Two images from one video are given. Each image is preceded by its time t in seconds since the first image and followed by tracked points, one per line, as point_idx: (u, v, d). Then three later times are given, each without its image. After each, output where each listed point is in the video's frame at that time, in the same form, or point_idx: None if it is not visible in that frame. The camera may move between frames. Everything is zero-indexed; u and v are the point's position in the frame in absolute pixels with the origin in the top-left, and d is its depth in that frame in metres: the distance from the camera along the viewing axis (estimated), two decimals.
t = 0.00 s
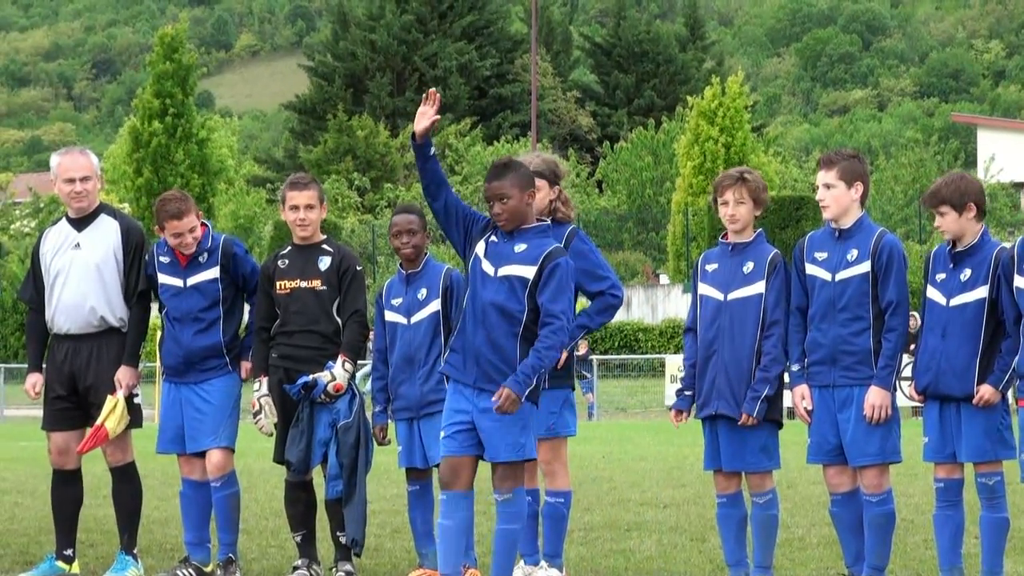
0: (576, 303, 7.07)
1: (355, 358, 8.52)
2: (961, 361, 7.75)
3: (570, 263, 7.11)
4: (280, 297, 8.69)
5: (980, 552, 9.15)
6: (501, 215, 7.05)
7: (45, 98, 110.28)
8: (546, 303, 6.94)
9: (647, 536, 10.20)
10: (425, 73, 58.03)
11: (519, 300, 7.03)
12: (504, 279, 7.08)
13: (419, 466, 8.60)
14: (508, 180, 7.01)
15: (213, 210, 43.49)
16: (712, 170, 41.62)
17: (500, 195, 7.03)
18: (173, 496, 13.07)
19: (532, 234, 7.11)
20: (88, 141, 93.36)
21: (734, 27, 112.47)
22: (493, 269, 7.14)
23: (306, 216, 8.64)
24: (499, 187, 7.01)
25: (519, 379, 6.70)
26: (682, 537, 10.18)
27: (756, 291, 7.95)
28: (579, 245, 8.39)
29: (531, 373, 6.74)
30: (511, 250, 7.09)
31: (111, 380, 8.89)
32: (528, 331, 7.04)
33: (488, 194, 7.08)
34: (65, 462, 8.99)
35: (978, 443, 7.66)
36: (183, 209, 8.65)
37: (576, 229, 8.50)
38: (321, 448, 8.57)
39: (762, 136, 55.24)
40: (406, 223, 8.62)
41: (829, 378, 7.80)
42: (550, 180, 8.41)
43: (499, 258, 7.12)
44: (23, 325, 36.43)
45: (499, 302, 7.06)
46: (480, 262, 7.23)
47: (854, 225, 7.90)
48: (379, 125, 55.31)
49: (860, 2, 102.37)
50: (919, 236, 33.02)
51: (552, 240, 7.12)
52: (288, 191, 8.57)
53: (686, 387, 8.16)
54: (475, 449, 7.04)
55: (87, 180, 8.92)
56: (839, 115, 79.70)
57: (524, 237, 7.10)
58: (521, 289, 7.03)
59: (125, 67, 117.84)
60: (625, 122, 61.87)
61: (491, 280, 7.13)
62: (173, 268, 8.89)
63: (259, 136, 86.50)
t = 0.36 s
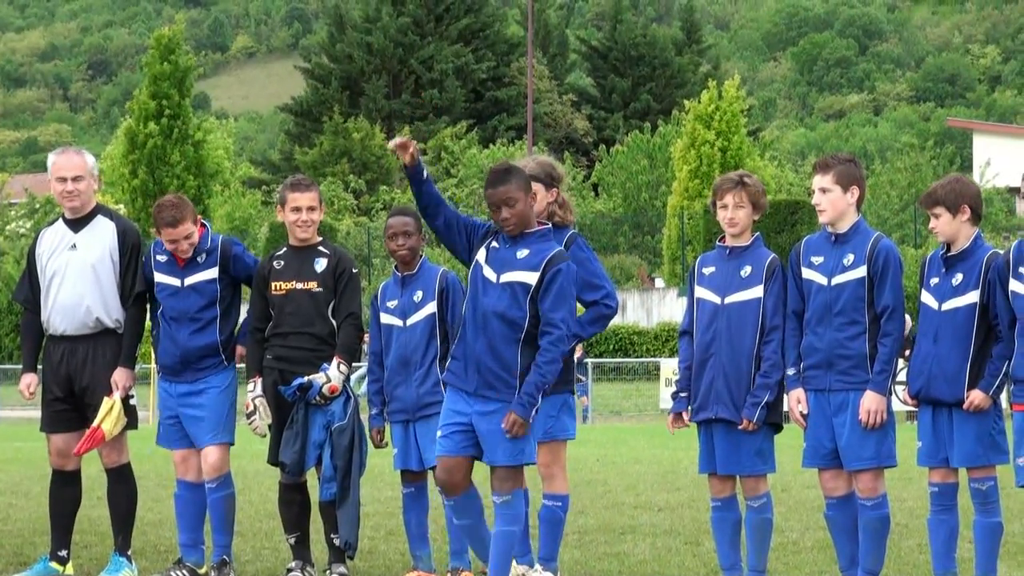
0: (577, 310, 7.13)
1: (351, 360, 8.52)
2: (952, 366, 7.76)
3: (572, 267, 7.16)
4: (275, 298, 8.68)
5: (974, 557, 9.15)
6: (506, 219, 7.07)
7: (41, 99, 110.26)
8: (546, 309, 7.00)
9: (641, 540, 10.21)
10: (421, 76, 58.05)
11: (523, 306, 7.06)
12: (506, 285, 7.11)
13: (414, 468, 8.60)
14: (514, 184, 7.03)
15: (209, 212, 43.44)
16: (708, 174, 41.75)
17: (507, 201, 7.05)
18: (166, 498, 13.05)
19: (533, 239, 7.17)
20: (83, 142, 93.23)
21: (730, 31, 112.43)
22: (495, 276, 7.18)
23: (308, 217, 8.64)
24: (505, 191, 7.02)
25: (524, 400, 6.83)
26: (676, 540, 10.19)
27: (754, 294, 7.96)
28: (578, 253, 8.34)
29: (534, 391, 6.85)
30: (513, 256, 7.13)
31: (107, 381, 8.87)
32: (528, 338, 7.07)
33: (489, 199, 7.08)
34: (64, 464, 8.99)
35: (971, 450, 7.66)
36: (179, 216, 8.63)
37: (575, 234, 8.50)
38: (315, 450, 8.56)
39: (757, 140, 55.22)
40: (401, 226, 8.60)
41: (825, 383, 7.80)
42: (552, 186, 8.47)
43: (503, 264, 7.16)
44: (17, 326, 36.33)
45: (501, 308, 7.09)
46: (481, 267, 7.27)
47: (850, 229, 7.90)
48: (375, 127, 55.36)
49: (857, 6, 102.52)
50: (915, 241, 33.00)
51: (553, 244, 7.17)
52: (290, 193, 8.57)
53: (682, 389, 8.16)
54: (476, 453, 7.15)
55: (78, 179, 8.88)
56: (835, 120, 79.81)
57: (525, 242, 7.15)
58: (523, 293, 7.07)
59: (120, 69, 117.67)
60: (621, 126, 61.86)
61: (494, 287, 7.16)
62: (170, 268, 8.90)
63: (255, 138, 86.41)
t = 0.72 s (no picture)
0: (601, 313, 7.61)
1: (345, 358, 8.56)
2: (944, 366, 7.77)
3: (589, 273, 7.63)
4: (270, 296, 8.68)
5: (967, 557, 9.17)
6: (527, 229, 7.45)
7: (36, 95, 110.03)
8: (579, 311, 7.44)
9: (635, 538, 10.21)
10: (417, 74, 57.97)
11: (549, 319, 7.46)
12: (532, 296, 7.50)
13: (409, 466, 8.61)
14: (533, 197, 7.39)
15: (204, 209, 43.41)
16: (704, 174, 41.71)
17: (530, 212, 7.41)
18: (161, 494, 13.04)
19: (546, 250, 7.59)
20: (78, 139, 93.07)
21: (726, 30, 112.45)
22: (518, 289, 7.54)
23: (305, 216, 8.65)
24: (529, 202, 7.38)
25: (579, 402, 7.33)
26: (670, 539, 10.21)
27: (751, 294, 7.98)
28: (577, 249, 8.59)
29: (586, 392, 7.34)
30: (533, 267, 7.53)
31: (101, 379, 8.88)
32: (559, 341, 7.49)
33: (510, 210, 7.44)
34: (58, 459, 8.96)
35: (963, 452, 7.68)
36: (164, 216, 8.56)
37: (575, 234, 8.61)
38: (311, 448, 8.57)
39: (753, 139, 55.26)
40: (397, 223, 8.64)
41: (819, 383, 7.82)
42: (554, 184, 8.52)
43: (522, 277, 7.55)
44: (11, 323, 36.30)
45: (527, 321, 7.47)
46: (496, 286, 7.61)
47: (845, 229, 7.92)
48: (371, 124, 55.29)
49: (853, 6, 102.56)
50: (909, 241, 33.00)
51: (566, 252, 7.60)
52: (287, 190, 8.56)
53: (678, 385, 8.17)
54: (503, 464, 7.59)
55: (64, 174, 8.87)
56: (830, 119, 79.87)
57: (541, 254, 7.57)
58: (552, 303, 7.47)
59: (116, 65, 117.50)
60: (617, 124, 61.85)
61: (517, 300, 7.53)
62: (164, 267, 8.88)
63: (250, 135, 86.32)
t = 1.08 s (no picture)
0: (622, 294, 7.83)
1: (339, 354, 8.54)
2: (936, 367, 7.78)
3: (609, 256, 7.84)
4: (264, 291, 8.67)
5: (957, 557, 9.19)
6: (553, 219, 7.72)
7: (28, 88, 109.75)
8: (601, 296, 7.67)
9: (626, 536, 10.21)
10: (410, 70, 57.95)
11: (576, 308, 7.70)
12: (557, 287, 7.72)
13: (401, 461, 8.59)
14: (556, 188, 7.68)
15: (196, 204, 43.34)
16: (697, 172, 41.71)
17: (553, 203, 7.70)
18: (151, 489, 13.01)
19: (568, 240, 7.80)
20: (70, 133, 92.85)
21: (719, 28, 112.45)
22: (541, 282, 7.78)
23: (296, 210, 8.61)
24: (550, 191, 7.67)
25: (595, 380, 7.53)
26: (661, 536, 10.20)
27: (746, 292, 7.98)
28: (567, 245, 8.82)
29: (604, 369, 7.56)
30: (553, 258, 7.76)
31: (92, 372, 8.87)
32: (586, 330, 7.73)
33: (538, 198, 7.71)
34: (47, 454, 8.95)
35: (955, 451, 7.68)
36: (149, 212, 8.48)
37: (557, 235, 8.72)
38: (302, 444, 8.56)
39: (746, 137, 55.26)
40: (391, 219, 8.72)
41: (812, 381, 7.83)
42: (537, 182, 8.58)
43: (544, 269, 7.78)
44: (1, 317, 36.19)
45: (553, 311, 7.71)
46: (519, 280, 7.87)
47: (839, 227, 7.93)
48: (364, 120, 55.24)
49: (846, 5, 102.65)
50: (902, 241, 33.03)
51: (581, 236, 7.84)
52: (279, 185, 8.54)
53: (672, 382, 8.12)
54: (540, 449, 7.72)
55: (55, 168, 8.86)
56: (823, 118, 79.93)
57: (561, 245, 7.79)
58: (575, 291, 7.70)
59: (108, 60, 117.18)
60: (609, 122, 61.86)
61: (541, 293, 7.76)
62: (153, 263, 8.83)
63: (242, 130, 86.17)
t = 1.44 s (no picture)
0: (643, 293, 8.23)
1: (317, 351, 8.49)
2: (912, 366, 7.80)
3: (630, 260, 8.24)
4: (243, 290, 8.62)
5: (934, 557, 9.23)
6: (588, 221, 8.13)
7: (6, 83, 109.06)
8: (609, 300, 8.07)
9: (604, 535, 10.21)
10: (390, 68, 57.80)
11: (594, 309, 8.10)
12: (579, 291, 8.13)
13: (380, 460, 8.57)
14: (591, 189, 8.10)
15: (174, 201, 43.18)
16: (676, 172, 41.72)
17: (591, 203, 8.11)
18: (128, 486, 12.97)
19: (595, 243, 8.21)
20: (49, 129, 92.46)
21: (700, 27, 112.63)
22: (566, 285, 8.17)
23: (282, 207, 8.59)
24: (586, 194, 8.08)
25: (575, 371, 7.83)
26: (638, 536, 10.20)
27: (725, 291, 7.97)
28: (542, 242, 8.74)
29: (586, 366, 7.84)
30: (580, 261, 8.16)
31: (67, 369, 8.82)
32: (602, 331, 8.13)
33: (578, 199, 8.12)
34: (20, 451, 8.88)
35: (931, 451, 7.69)
36: (125, 216, 8.43)
37: (540, 228, 8.78)
38: (280, 442, 8.50)
39: (725, 137, 55.33)
40: (373, 217, 8.68)
41: (793, 380, 7.83)
42: (509, 184, 8.59)
43: (569, 272, 8.18)
44: None
45: (578, 314, 8.12)
46: (545, 281, 8.25)
47: (819, 228, 7.93)
48: (343, 118, 55.14)
49: (826, 5, 102.97)
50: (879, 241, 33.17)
51: (608, 240, 8.24)
52: (262, 182, 8.51)
53: (651, 382, 8.13)
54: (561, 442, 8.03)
55: (34, 164, 8.80)
56: (802, 118, 80.12)
57: (588, 248, 8.20)
58: (593, 294, 8.11)
59: (87, 56, 116.61)
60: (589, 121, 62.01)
61: (566, 295, 8.16)
62: (129, 261, 8.75)
63: (222, 127, 85.95)
